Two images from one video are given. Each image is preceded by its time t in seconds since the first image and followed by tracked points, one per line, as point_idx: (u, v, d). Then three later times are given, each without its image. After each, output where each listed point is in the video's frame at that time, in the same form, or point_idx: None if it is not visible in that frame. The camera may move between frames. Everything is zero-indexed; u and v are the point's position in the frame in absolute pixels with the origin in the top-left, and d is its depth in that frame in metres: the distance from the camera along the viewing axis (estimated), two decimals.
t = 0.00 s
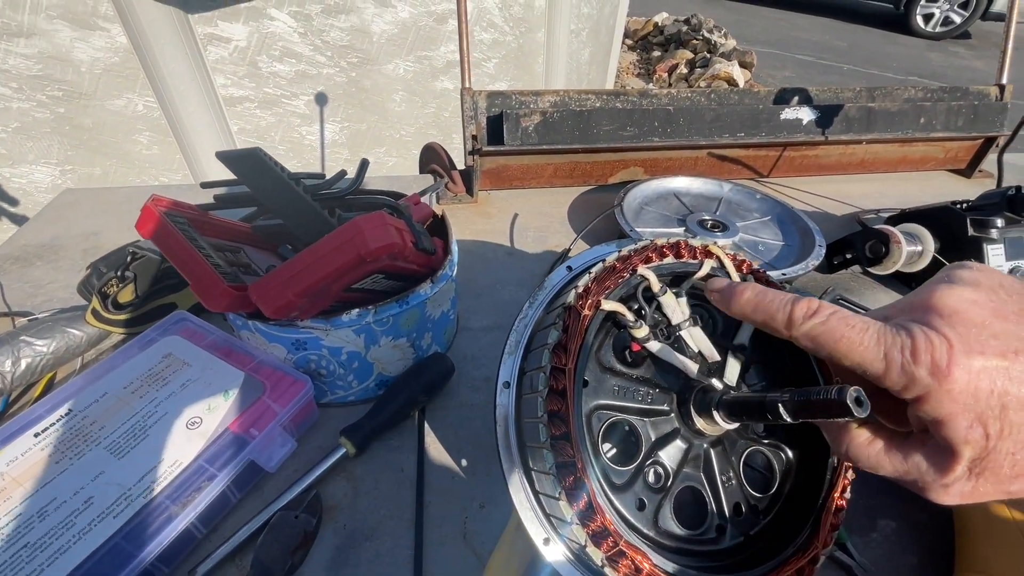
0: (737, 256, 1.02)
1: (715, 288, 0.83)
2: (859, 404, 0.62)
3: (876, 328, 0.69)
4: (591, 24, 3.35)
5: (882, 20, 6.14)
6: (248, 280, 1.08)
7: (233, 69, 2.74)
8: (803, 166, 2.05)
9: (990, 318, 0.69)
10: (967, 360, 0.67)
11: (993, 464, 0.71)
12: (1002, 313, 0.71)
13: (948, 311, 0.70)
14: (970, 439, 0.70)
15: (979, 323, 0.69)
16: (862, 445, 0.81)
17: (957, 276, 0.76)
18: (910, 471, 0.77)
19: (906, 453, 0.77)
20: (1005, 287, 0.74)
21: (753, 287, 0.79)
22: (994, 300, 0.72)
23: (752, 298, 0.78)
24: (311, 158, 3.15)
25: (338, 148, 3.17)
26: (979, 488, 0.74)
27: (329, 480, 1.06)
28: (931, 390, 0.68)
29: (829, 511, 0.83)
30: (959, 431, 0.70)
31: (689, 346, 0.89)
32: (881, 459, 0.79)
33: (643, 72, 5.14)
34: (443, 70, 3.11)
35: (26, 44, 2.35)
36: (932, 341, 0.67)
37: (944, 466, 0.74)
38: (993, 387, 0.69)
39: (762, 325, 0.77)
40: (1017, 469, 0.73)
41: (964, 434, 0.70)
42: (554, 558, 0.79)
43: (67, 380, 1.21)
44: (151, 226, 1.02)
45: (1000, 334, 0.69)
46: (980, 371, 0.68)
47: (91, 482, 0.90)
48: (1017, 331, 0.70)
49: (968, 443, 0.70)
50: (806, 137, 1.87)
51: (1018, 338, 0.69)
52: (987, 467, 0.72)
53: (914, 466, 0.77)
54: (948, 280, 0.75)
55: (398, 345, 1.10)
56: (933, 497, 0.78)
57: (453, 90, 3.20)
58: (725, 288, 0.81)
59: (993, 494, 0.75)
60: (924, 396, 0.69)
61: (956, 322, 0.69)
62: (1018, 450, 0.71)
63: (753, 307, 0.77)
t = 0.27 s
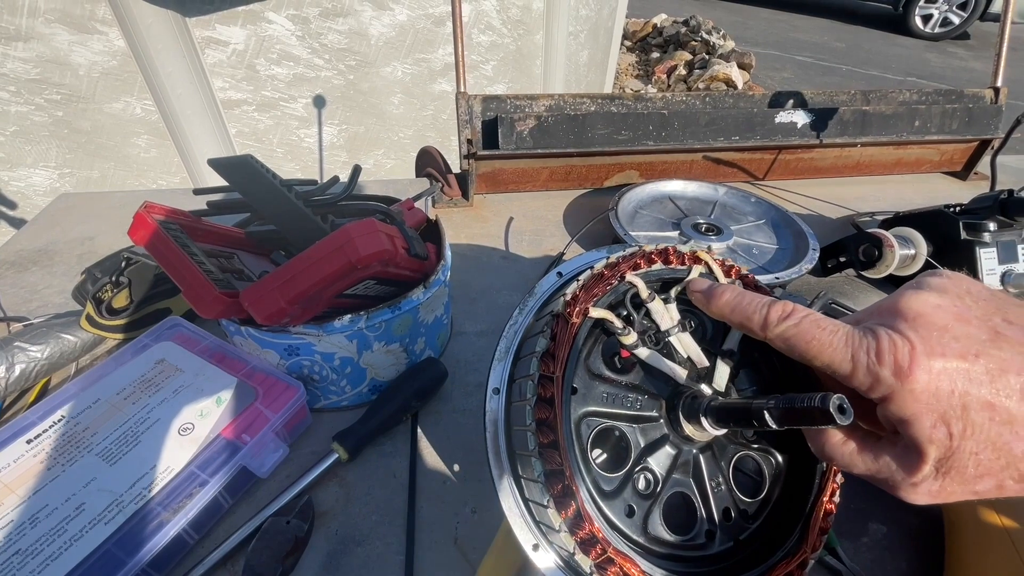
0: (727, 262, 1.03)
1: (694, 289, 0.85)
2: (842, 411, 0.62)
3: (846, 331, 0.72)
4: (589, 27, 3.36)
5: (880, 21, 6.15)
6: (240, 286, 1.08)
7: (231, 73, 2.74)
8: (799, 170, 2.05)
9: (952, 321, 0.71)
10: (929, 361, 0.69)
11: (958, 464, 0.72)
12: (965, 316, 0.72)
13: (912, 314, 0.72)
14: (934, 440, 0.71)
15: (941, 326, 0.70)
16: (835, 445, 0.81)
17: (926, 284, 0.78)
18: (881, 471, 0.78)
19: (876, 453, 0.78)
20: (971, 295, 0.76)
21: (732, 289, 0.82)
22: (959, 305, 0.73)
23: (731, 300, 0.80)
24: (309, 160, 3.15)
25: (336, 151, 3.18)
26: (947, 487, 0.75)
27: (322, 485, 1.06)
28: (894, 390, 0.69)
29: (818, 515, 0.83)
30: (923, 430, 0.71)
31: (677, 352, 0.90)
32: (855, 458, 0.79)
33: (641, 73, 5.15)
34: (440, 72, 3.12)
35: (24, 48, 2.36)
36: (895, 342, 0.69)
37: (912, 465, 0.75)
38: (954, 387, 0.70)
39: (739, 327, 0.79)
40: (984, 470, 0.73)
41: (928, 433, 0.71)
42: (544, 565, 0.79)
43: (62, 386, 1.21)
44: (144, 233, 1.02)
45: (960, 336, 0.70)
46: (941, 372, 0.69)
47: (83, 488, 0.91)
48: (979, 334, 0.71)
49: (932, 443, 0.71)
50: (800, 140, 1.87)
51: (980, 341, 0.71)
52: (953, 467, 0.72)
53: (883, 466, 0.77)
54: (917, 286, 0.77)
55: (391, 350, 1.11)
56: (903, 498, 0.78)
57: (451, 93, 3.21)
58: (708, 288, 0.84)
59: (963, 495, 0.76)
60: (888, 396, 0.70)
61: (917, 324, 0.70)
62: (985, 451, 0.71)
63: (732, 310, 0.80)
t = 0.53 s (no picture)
0: (730, 261, 1.03)
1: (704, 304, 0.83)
2: (848, 409, 0.62)
3: (867, 339, 0.69)
4: (589, 27, 3.36)
5: (880, 21, 6.15)
6: (243, 285, 1.08)
7: (232, 73, 2.74)
8: (800, 169, 2.05)
9: (979, 330, 0.69)
10: (957, 371, 0.67)
11: (979, 474, 0.71)
12: (990, 323, 0.71)
13: (938, 322, 0.71)
14: (957, 449, 0.71)
15: (968, 334, 0.69)
16: (850, 451, 0.81)
17: (946, 288, 0.77)
18: (899, 479, 0.77)
19: (895, 459, 0.77)
20: (993, 300, 0.75)
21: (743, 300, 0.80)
22: (982, 311, 0.73)
23: (743, 311, 0.78)
24: (309, 161, 3.15)
25: (337, 151, 3.18)
26: (966, 496, 0.74)
27: (324, 484, 1.06)
28: (921, 400, 0.68)
29: (822, 514, 0.83)
30: (947, 440, 0.70)
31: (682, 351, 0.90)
32: (869, 465, 0.79)
33: (642, 74, 5.15)
34: (441, 73, 3.12)
35: (25, 48, 2.36)
36: (921, 351, 0.68)
37: (932, 473, 0.74)
38: (982, 397, 0.68)
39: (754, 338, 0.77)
40: (1003, 478, 0.72)
41: (953, 443, 0.70)
42: (548, 563, 0.79)
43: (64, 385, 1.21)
44: (147, 232, 1.02)
45: (988, 345, 0.69)
46: (969, 382, 0.68)
47: (86, 487, 0.90)
48: (1005, 342, 0.70)
49: (956, 453, 0.71)
50: (802, 140, 1.87)
51: (1007, 349, 0.70)
52: (974, 476, 0.72)
53: (901, 474, 0.77)
54: (940, 291, 0.76)
55: (393, 349, 1.11)
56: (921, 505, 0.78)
57: (451, 93, 3.21)
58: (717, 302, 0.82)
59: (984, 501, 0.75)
60: (915, 406, 0.69)
61: (945, 332, 0.69)
62: (1007, 459, 0.71)
63: (746, 320, 0.77)
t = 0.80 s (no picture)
0: (736, 257, 1.03)
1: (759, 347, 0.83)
2: (857, 403, 0.62)
3: (954, 361, 0.64)
4: (591, 27, 3.36)
5: (881, 22, 6.15)
6: (249, 281, 1.08)
7: (235, 72, 2.75)
8: (803, 168, 2.05)
9: None
10: None
11: None
12: None
13: None
14: None
15: None
16: (917, 483, 0.77)
17: None
18: (973, 514, 0.74)
19: (971, 493, 0.73)
20: None
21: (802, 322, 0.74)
22: None
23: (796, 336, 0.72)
24: (311, 160, 3.16)
25: (339, 150, 3.18)
26: None
27: (330, 480, 1.06)
28: None
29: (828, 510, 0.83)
30: None
31: (688, 347, 0.90)
32: (938, 499, 0.76)
33: (643, 74, 5.15)
34: (443, 72, 3.12)
35: (29, 47, 2.36)
36: None
37: (1016, 508, 0.70)
38: None
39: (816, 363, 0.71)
40: None
41: None
42: (554, 557, 0.79)
43: (70, 381, 1.21)
44: (153, 226, 1.02)
45: None
46: None
47: (93, 482, 0.91)
48: None
49: None
50: (805, 139, 1.87)
51: None
52: None
53: (977, 508, 0.73)
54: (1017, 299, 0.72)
55: (399, 346, 1.11)
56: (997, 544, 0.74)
57: (453, 92, 3.21)
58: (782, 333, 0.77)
59: None
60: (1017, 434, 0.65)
61: None
62: None
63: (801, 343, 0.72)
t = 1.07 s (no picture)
0: (737, 258, 1.03)
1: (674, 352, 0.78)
2: (859, 406, 0.62)
3: (851, 350, 0.70)
4: (593, 27, 3.35)
5: (883, 23, 6.14)
6: (249, 281, 1.08)
7: (236, 71, 2.74)
8: (805, 169, 2.05)
9: (959, 316, 0.73)
10: (955, 359, 0.69)
11: (1006, 474, 0.70)
12: (970, 312, 0.74)
13: (919, 315, 0.73)
14: (977, 448, 0.71)
15: (951, 322, 0.72)
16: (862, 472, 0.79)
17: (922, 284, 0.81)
18: (921, 494, 0.76)
19: (912, 475, 0.76)
20: (964, 293, 0.79)
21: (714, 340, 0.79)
22: (960, 302, 0.76)
23: (720, 354, 0.75)
24: (312, 160, 3.15)
25: (340, 150, 3.18)
26: (997, 503, 0.73)
27: (330, 481, 1.06)
28: (929, 396, 0.68)
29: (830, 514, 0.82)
30: (964, 439, 0.70)
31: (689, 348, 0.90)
32: (886, 486, 0.78)
33: (644, 75, 5.15)
34: (444, 73, 3.12)
35: (30, 46, 2.36)
36: (913, 348, 0.69)
37: (953, 481, 0.73)
38: (983, 385, 0.70)
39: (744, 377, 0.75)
40: None
41: (969, 441, 0.70)
42: (554, 559, 0.79)
43: (70, 381, 1.21)
44: (154, 227, 1.02)
45: (973, 331, 0.72)
46: (968, 370, 0.69)
47: (92, 482, 0.91)
48: (989, 327, 0.73)
49: (977, 452, 0.71)
50: (807, 140, 1.87)
51: (994, 334, 0.72)
52: (1000, 477, 0.71)
53: (922, 487, 0.76)
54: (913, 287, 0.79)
55: (399, 346, 1.11)
56: (954, 524, 0.75)
57: (455, 92, 3.21)
58: (688, 346, 0.78)
59: (1012, 510, 0.73)
60: (925, 405, 0.69)
61: (929, 324, 0.72)
62: None
63: (727, 359, 0.75)
